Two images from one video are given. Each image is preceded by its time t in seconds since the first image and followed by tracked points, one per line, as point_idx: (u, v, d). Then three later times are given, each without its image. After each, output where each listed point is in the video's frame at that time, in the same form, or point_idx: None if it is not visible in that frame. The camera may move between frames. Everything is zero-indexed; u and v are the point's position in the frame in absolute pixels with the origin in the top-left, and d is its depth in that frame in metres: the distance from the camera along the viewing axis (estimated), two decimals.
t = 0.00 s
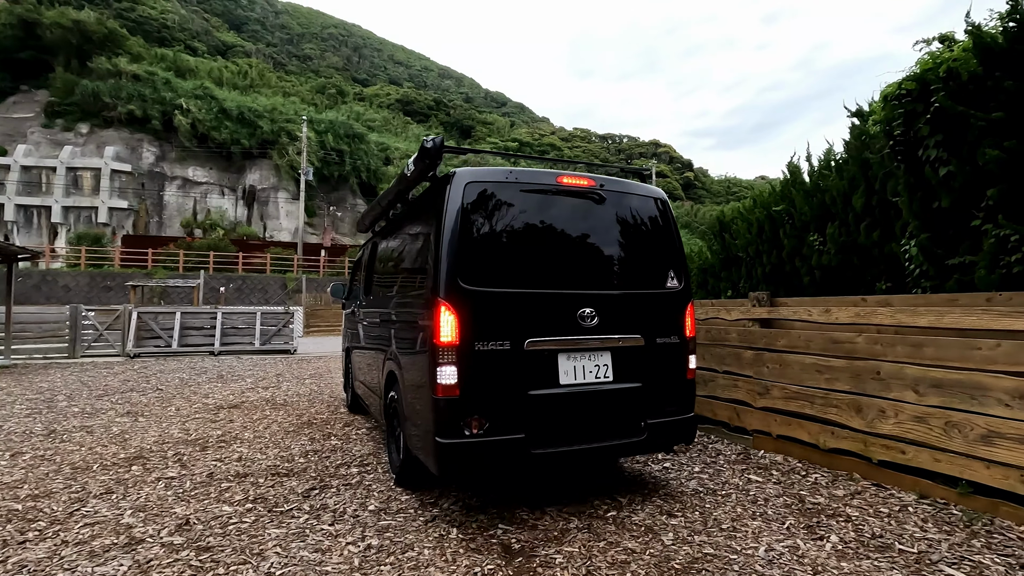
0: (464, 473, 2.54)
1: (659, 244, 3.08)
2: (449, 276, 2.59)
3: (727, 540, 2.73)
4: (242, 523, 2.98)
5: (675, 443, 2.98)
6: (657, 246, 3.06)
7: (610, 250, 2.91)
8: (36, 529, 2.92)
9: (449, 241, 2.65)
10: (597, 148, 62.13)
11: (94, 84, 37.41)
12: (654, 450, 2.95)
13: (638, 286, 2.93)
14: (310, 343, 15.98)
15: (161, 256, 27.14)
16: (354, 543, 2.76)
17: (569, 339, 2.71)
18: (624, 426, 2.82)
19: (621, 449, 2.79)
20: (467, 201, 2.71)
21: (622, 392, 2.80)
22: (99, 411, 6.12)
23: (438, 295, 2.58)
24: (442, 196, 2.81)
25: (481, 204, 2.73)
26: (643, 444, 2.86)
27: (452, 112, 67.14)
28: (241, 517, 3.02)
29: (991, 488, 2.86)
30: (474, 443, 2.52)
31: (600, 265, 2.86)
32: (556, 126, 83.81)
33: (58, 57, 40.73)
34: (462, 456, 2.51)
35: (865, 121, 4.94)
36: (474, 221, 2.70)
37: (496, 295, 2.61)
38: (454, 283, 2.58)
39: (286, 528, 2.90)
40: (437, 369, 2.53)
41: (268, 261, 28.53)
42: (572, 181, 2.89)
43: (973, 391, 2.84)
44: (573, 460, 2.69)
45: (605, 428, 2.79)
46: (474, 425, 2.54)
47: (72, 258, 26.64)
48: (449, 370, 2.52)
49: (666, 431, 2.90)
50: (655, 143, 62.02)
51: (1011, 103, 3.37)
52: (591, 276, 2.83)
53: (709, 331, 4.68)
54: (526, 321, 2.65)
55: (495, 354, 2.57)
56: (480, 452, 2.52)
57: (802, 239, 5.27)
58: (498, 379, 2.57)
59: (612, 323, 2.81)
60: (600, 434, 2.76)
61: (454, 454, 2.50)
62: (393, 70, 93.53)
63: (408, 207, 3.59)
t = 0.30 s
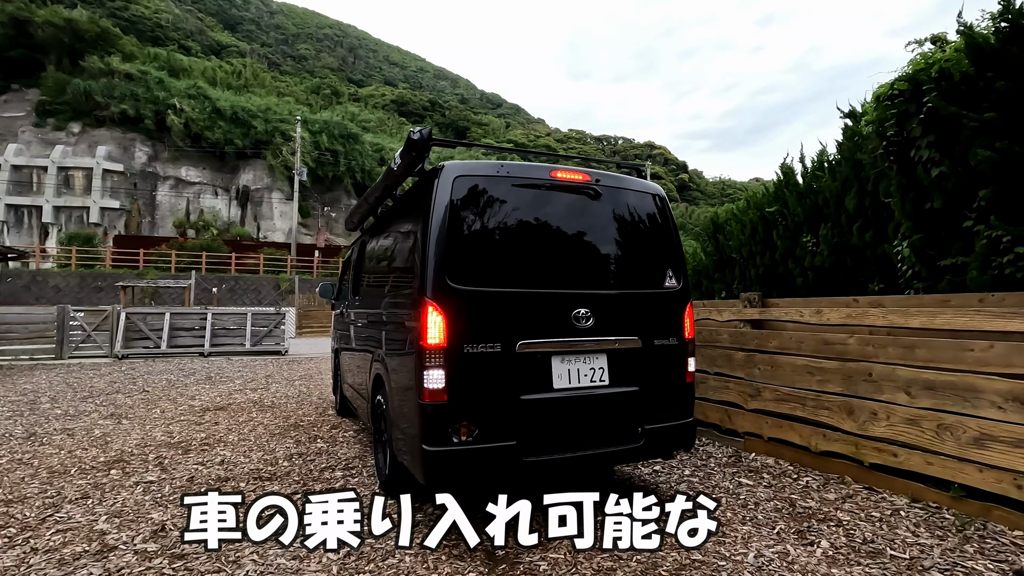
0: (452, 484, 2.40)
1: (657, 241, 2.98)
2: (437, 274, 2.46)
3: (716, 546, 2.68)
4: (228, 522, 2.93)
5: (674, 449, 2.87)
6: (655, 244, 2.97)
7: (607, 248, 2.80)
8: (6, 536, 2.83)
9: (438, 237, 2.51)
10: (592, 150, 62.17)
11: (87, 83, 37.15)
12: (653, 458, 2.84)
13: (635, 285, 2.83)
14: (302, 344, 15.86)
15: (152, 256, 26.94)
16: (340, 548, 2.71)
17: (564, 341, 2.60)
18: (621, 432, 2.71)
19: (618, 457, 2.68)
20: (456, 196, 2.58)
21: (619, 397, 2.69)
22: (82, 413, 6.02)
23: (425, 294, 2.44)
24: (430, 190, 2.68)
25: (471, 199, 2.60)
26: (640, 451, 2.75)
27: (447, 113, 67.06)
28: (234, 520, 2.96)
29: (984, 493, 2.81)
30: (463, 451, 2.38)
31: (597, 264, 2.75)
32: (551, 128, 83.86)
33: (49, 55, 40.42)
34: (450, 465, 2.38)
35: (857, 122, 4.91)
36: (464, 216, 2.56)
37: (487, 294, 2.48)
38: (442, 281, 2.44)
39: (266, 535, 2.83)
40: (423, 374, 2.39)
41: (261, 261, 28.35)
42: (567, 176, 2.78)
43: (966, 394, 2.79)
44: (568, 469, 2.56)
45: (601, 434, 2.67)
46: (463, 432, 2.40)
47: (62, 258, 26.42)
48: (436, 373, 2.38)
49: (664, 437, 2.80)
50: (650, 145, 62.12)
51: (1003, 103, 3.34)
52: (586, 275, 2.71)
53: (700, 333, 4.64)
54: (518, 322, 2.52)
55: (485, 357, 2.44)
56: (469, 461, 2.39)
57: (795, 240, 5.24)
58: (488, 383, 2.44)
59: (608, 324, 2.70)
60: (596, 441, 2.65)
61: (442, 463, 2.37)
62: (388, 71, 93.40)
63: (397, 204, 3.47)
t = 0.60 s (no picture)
0: (451, 487, 2.37)
1: (660, 239, 2.96)
2: (435, 273, 2.43)
3: (715, 547, 2.65)
4: (228, 521, 2.92)
5: (678, 451, 2.85)
6: (658, 242, 2.95)
7: (608, 246, 2.78)
8: None
9: (436, 235, 2.48)
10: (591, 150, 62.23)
11: (86, 84, 37.14)
12: (657, 460, 2.82)
13: (638, 284, 2.80)
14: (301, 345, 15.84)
15: (152, 258, 26.92)
16: (338, 549, 2.69)
17: (566, 341, 2.57)
18: (624, 434, 2.69)
19: (621, 458, 2.66)
20: (455, 192, 2.55)
21: (622, 398, 2.67)
22: (78, 414, 5.99)
23: (424, 293, 2.42)
24: (428, 187, 2.65)
25: (470, 196, 2.57)
26: (643, 453, 2.72)
27: (447, 114, 67.13)
28: (234, 520, 2.94)
29: (986, 493, 2.79)
30: (462, 454, 2.35)
31: (598, 262, 2.73)
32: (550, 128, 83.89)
33: (48, 56, 40.40)
34: (449, 468, 2.35)
35: (856, 122, 4.88)
36: (463, 214, 2.54)
37: (486, 293, 2.46)
38: (440, 280, 2.41)
39: (262, 536, 2.81)
40: (422, 374, 2.36)
41: (261, 262, 28.32)
42: (568, 172, 2.75)
43: (966, 393, 2.77)
44: (570, 471, 2.53)
45: (604, 435, 2.65)
46: (462, 434, 2.38)
47: (61, 259, 26.42)
48: (435, 374, 2.36)
49: (669, 439, 2.78)
50: (650, 146, 62.17)
51: (1002, 101, 3.32)
52: (588, 273, 2.69)
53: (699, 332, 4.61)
54: (519, 321, 2.50)
55: (485, 357, 2.42)
56: (469, 464, 2.36)
57: (794, 240, 5.21)
58: (488, 384, 2.42)
59: (611, 324, 2.68)
60: (598, 442, 2.63)
61: (440, 466, 2.34)
62: (388, 72, 93.60)
63: (395, 202, 3.44)
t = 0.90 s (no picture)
0: (458, 492, 2.38)
1: (666, 241, 2.97)
2: (441, 276, 2.43)
3: (718, 550, 2.66)
4: (228, 521, 2.95)
5: (686, 455, 2.86)
6: (664, 244, 2.95)
7: (614, 249, 2.78)
8: (3, 542, 2.82)
9: (442, 238, 2.49)
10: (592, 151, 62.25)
11: (87, 86, 37.20)
12: (665, 465, 2.83)
13: (644, 286, 2.81)
14: (302, 346, 15.84)
15: (153, 259, 26.93)
16: (340, 552, 2.71)
17: (574, 345, 2.58)
18: (633, 439, 2.70)
19: (630, 463, 2.66)
20: (460, 195, 2.56)
21: (630, 402, 2.67)
22: (81, 417, 6.00)
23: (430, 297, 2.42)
24: (433, 189, 2.65)
25: (476, 199, 2.58)
26: (651, 457, 2.73)
27: (447, 115, 67.18)
28: (233, 520, 2.97)
29: (988, 496, 2.79)
30: (469, 459, 2.36)
31: (604, 264, 2.73)
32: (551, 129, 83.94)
33: (49, 58, 40.47)
34: (455, 474, 2.35)
35: (856, 123, 4.88)
36: (469, 216, 2.54)
37: (493, 297, 2.46)
38: (446, 284, 2.42)
39: (263, 538, 2.83)
40: (428, 379, 2.37)
41: (262, 264, 28.33)
42: (574, 173, 2.76)
43: (968, 396, 2.77)
44: (577, 475, 2.54)
45: (612, 441, 2.65)
46: (468, 439, 2.38)
47: (63, 261, 26.45)
48: (442, 378, 2.36)
49: (677, 444, 2.78)
50: (650, 147, 62.18)
51: (1003, 104, 3.32)
52: (594, 277, 2.69)
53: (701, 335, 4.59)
54: (526, 325, 2.51)
55: (492, 361, 2.42)
56: (476, 469, 2.37)
57: (795, 241, 5.22)
58: (495, 388, 2.42)
59: (618, 327, 2.69)
60: (605, 447, 2.63)
61: (446, 471, 2.34)
62: (388, 73, 93.66)
63: (398, 204, 3.44)
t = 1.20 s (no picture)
0: (480, 497, 2.36)
1: (686, 238, 2.95)
2: (461, 278, 2.42)
3: (738, 554, 2.65)
4: (227, 521, 2.93)
5: (712, 460, 2.84)
6: (684, 241, 2.94)
7: (629, 247, 2.76)
8: (17, 546, 2.80)
9: (461, 238, 2.48)
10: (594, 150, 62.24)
11: (90, 88, 37.30)
12: (689, 470, 2.81)
13: (662, 285, 2.79)
14: (306, 347, 15.84)
15: (156, 261, 26.96)
16: (341, 553, 2.74)
17: (597, 346, 2.56)
18: (658, 442, 2.68)
19: (655, 468, 2.64)
20: (478, 193, 2.54)
21: (655, 404, 2.65)
22: (88, 419, 5.99)
23: (450, 298, 2.41)
24: (452, 187, 2.64)
25: (490, 199, 2.55)
26: (677, 462, 2.71)
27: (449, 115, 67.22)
28: (233, 521, 2.95)
29: (1008, 498, 2.77)
30: (491, 464, 2.34)
31: (625, 265, 2.71)
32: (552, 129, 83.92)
33: (51, 61, 40.58)
34: (477, 479, 2.33)
35: (865, 122, 4.85)
36: (483, 217, 2.52)
37: (515, 298, 2.45)
38: (466, 286, 2.40)
39: (262, 539, 2.84)
40: (449, 382, 2.35)
41: (264, 265, 28.32)
42: (594, 170, 2.75)
43: (988, 397, 2.75)
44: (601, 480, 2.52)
45: (635, 444, 2.63)
46: (490, 444, 2.37)
47: (66, 262, 26.49)
48: (463, 381, 2.35)
49: (701, 448, 2.76)
50: (651, 147, 62.12)
51: (1014, 103, 3.30)
52: (615, 278, 2.68)
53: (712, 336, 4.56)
54: (548, 327, 2.49)
55: (514, 363, 2.40)
56: (498, 474, 2.35)
57: (801, 241, 5.19)
58: (516, 391, 2.41)
59: (641, 329, 2.67)
60: (629, 452, 2.61)
61: (468, 476, 2.32)
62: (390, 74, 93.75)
63: (411, 204, 3.42)
